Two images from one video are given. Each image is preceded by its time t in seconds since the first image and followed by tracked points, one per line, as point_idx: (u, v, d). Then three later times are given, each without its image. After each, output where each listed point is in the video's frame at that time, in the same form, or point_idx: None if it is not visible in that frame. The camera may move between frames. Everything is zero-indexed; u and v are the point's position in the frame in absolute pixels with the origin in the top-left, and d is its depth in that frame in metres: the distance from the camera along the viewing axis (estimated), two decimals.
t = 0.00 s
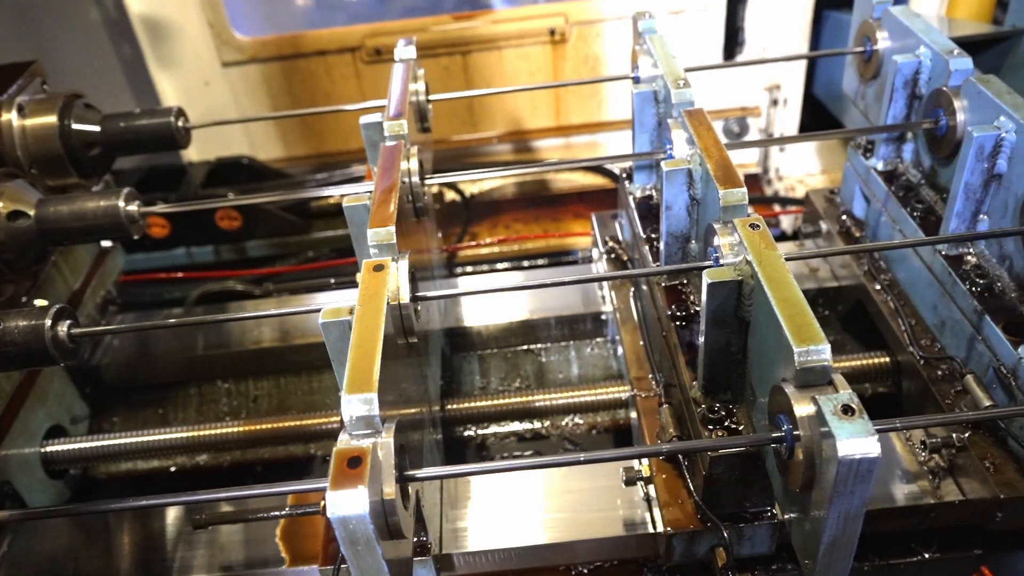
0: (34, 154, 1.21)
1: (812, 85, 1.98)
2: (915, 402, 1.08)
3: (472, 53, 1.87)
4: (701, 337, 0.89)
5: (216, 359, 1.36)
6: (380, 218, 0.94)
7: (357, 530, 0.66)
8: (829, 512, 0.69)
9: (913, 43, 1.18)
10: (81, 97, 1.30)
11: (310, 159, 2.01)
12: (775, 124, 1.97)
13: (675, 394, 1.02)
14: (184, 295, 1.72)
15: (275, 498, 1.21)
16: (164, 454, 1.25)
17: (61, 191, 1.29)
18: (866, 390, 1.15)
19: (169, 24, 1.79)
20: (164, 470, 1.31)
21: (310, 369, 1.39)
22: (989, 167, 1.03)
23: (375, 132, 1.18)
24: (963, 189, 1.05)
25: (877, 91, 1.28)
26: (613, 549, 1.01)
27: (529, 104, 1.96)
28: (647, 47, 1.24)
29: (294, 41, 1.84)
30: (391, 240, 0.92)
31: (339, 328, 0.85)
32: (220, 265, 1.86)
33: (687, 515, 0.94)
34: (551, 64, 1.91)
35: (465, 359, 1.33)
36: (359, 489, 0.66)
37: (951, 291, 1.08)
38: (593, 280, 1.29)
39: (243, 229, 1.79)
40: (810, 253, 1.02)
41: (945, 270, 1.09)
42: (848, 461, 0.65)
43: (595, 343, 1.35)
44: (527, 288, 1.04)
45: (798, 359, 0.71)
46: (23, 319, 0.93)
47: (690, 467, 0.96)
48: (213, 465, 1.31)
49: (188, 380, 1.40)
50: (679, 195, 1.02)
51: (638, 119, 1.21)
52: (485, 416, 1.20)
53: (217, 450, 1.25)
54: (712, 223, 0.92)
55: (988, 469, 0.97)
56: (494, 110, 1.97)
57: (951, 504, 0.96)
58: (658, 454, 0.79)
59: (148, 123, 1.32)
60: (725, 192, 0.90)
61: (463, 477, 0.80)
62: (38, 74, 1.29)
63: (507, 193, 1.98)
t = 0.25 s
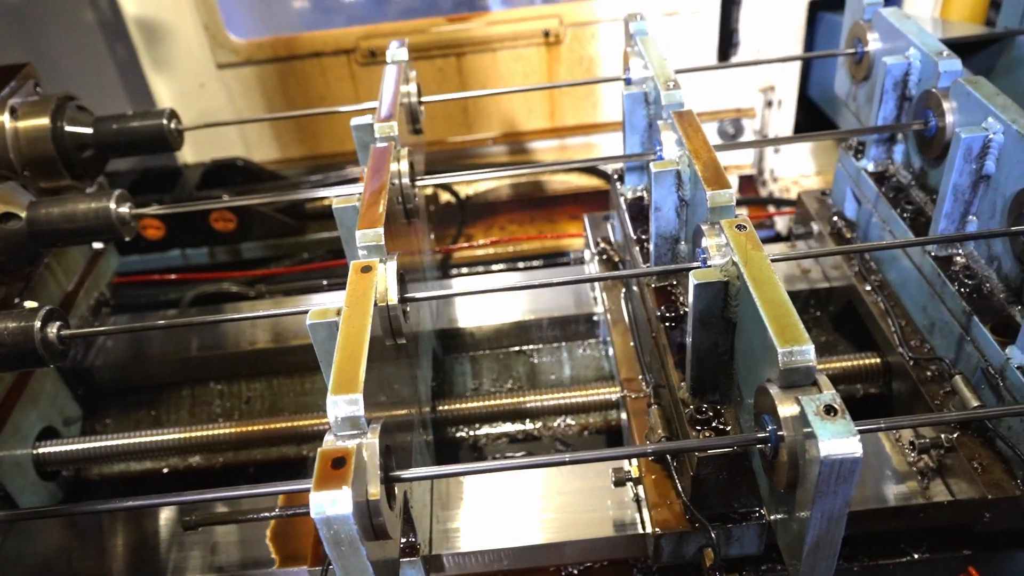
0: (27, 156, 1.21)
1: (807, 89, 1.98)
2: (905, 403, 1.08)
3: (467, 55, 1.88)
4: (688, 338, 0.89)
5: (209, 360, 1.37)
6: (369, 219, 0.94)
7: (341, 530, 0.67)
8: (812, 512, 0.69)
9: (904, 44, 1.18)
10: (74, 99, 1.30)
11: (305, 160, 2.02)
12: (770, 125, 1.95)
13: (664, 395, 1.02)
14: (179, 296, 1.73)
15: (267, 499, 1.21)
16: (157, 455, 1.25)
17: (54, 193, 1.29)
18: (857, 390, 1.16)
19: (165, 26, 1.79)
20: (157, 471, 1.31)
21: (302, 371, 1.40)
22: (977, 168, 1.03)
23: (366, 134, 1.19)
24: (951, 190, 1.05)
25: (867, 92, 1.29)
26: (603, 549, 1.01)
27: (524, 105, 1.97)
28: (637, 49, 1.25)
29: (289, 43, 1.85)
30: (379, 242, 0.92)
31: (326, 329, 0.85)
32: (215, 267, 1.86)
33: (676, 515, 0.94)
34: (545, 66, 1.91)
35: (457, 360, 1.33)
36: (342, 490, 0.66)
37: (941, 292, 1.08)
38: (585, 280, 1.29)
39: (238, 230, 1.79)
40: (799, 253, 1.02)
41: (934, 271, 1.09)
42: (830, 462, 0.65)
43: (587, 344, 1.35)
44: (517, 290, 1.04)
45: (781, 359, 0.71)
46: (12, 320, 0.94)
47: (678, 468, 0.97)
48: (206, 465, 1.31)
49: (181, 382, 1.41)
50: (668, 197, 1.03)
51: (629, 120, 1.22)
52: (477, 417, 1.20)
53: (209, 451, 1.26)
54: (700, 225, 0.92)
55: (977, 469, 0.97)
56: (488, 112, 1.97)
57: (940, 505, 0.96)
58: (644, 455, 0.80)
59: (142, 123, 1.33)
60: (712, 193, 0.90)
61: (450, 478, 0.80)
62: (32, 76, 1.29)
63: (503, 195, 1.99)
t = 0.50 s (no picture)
0: (17, 159, 1.21)
1: (800, 89, 1.98)
2: (894, 404, 1.08)
3: (460, 57, 1.87)
4: (675, 340, 0.89)
5: (201, 363, 1.37)
6: (356, 222, 0.94)
7: (324, 534, 0.67)
8: (795, 514, 0.69)
9: (892, 46, 1.19)
10: (65, 102, 1.30)
11: (299, 162, 2.02)
12: (763, 126, 1.96)
13: (653, 397, 1.02)
14: (173, 299, 1.73)
15: (258, 502, 1.21)
16: (148, 458, 1.25)
17: (44, 196, 1.29)
18: (847, 392, 1.16)
19: (158, 29, 1.79)
20: (148, 474, 1.31)
21: (294, 373, 1.40)
22: (964, 170, 1.03)
23: (355, 136, 1.19)
24: (939, 191, 1.06)
25: (857, 94, 1.29)
26: (592, 551, 1.01)
27: (517, 107, 1.97)
28: (627, 51, 1.25)
29: (282, 46, 1.85)
30: (366, 244, 0.92)
31: (313, 332, 0.85)
32: (208, 269, 1.86)
33: (664, 517, 0.94)
34: (538, 68, 1.91)
35: (449, 362, 1.33)
36: (325, 494, 0.66)
37: (930, 293, 1.08)
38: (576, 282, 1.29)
39: (231, 233, 1.79)
40: (789, 255, 1.02)
41: (923, 273, 1.10)
42: (812, 464, 0.65)
43: (579, 346, 1.35)
44: (506, 292, 1.04)
45: (764, 361, 0.71)
46: None
47: (667, 469, 0.97)
48: (197, 468, 1.31)
49: (172, 385, 1.41)
50: (656, 199, 1.03)
51: (618, 122, 1.22)
52: (467, 419, 1.20)
53: (200, 454, 1.26)
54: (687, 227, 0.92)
55: (965, 470, 0.97)
56: (482, 113, 1.97)
57: (929, 506, 0.95)
58: (629, 457, 0.80)
59: (133, 127, 1.34)
60: (699, 196, 0.90)
61: (437, 480, 0.80)
62: (22, 79, 1.29)
63: (496, 197, 1.99)
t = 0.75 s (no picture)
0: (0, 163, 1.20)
1: (789, 91, 1.99)
2: (880, 406, 1.08)
3: (449, 59, 1.87)
4: (660, 343, 0.89)
5: (188, 368, 1.36)
6: (341, 226, 0.94)
7: (306, 540, 0.66)
8: (779, 518, 0.69)
9: (877, 49, 1.20)
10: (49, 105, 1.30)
11: (287, 165, 2.01)
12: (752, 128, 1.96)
13: (639, 399, 1.02)
14: (160, 302, 1.72)
15: (246, 506, 1.20)
16: (134, 463, 1.24)
17: (29, 200, 1.28)
18: (834, 393, 1.16)
19: (145, 31, 1.79)
20: (134, 479, 1.30)
21: (281, 377, 1.39)
22: (949, 172, 1.04)
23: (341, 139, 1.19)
24: (924, 194, 1.06)
25: (843, 97, 1.29)
26: (579, 555, 1.01)
27: (507, 110, 1.96)
28: (614, 54, 1.25)
29: (270, 48, 1.84)
30: (350, 248, 0.92)
31: (296, 337, 0.85)
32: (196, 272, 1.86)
33: (650, 519, 0.94)
34: (527, 70, 1.90)
35: (436, 365, 1.33)
36: (306, 500, 0.65)
37: (915, 295, 1.09)
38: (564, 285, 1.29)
39: (219, 236, 1.78)
40: (777, 257, 1.01)
41: (908, 275, 1.10)
42: (794, 468, 0.65)
43: (566, 349, 1.35)
44: (492, 295, 1.04)
45: (747, 365, 0.71)
46: None
47: (653, 472, 0.97)
48: (183, 473, 1.30)
49: (159, 389, 1.40)
50: (642, 202, 1.03)
51: (605, 125, 1.22)
52: (454, 423, 1.20)
53: (186, 459, 1.25)
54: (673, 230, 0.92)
55: (949, 472, 0.97)
56: (471, 116, 1.97)
57: (915, 507, 0.95)
58: (614, 461, 0.79)
59: (119, 130, 1.33)
60: (684, 199, 0.90)
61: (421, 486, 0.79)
62: (6, 81, 1.28)
63: (484, 200, 1.99)
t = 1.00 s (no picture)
0: None
1: (773, 93, 1.99)
2: (863, 408, 1.09)
3: (434, 62, 1.86)
4: (643, 347, 0.90)
5: (171, 373, 1.35)
6: (323, 231, 0.93)
7: (286, 550, 0.66)
8: (760, 523, 0.69)
9: (859, 53, 1.20)
10: (28, 109, 1.29)
11: (272, 168, 2.00)
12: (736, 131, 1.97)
13: (623, 404, 1.02)
14: (143, 307, 1.71)
15: (229, 513, 1.20)
16: (115, 471, 1.23)
17: (8, 205, 1.27)
18: (818, 395, 1.15)
19: (127, 33, 1.77)
20: (116, 486, 1.29)
21: (264, 383, 1.38)
22: (929, 176, 1.05)
23: (324, 143, 1.19)
24: (905, 197, 1.07)
25: (825, 100, 1.30)
26: (563, 560, 1.00)
27: (492, 112, 1.96)
28: (597, 57, 1.25)
29: (254, 51, 1.83)
30: (332, 253, 0.92)
31: (277, 343, 0.84)
32: (179, 277, 1.84)
33: (634, 524, 0.94)
34: (512, 73, 1.90)
35: (421, 370, 1.33)
36: (285, 509, 0.65)
37: (896, 298, 1.09)
38: (548, 288, 1.29)
39: (203, 240, 1.77)
40: (761, 260, 1.01)
41: (890, 278, 1.11)
42: (776, 473, 0.65)
43: (551, 352, 1.35)
44: (475, 299, 1.04)
45: (728, 370, 0.71)
46: None
47: (637, 477, 0.97)
48: (166, 480, 1.29)
49: (141, 395, 1.39)
50: (625, 206, 1.03)
51: (588, 129, 1.23)
52: (438, 427, 1.19)
53: (169, 466, 1.24)
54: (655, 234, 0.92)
55: (931, 474, 0.98)
56: (456, 118, 1.96)
57: (898, 509, 0.96)
58: (596, 467, 0.79)
59: (100, 134, 1.31)
60: (666, 203, 0.90)
61: (404, 493, 0.79)
62: None
63: (470, 203, 1.97)
